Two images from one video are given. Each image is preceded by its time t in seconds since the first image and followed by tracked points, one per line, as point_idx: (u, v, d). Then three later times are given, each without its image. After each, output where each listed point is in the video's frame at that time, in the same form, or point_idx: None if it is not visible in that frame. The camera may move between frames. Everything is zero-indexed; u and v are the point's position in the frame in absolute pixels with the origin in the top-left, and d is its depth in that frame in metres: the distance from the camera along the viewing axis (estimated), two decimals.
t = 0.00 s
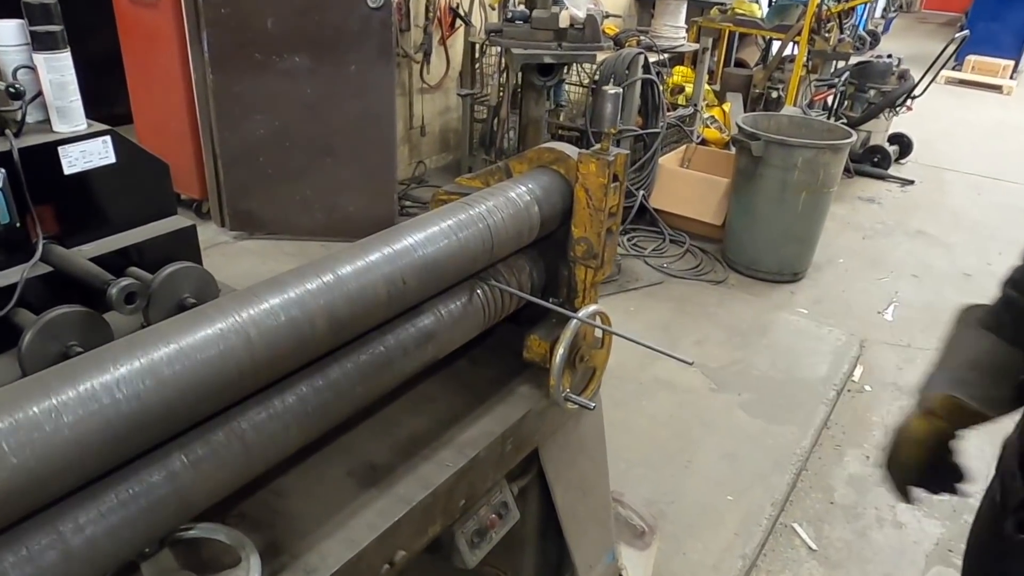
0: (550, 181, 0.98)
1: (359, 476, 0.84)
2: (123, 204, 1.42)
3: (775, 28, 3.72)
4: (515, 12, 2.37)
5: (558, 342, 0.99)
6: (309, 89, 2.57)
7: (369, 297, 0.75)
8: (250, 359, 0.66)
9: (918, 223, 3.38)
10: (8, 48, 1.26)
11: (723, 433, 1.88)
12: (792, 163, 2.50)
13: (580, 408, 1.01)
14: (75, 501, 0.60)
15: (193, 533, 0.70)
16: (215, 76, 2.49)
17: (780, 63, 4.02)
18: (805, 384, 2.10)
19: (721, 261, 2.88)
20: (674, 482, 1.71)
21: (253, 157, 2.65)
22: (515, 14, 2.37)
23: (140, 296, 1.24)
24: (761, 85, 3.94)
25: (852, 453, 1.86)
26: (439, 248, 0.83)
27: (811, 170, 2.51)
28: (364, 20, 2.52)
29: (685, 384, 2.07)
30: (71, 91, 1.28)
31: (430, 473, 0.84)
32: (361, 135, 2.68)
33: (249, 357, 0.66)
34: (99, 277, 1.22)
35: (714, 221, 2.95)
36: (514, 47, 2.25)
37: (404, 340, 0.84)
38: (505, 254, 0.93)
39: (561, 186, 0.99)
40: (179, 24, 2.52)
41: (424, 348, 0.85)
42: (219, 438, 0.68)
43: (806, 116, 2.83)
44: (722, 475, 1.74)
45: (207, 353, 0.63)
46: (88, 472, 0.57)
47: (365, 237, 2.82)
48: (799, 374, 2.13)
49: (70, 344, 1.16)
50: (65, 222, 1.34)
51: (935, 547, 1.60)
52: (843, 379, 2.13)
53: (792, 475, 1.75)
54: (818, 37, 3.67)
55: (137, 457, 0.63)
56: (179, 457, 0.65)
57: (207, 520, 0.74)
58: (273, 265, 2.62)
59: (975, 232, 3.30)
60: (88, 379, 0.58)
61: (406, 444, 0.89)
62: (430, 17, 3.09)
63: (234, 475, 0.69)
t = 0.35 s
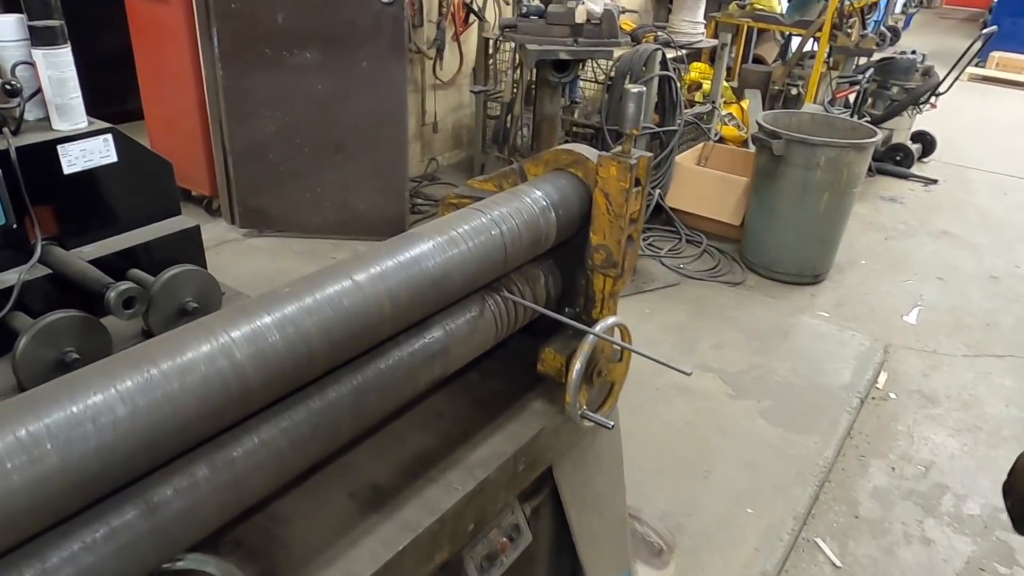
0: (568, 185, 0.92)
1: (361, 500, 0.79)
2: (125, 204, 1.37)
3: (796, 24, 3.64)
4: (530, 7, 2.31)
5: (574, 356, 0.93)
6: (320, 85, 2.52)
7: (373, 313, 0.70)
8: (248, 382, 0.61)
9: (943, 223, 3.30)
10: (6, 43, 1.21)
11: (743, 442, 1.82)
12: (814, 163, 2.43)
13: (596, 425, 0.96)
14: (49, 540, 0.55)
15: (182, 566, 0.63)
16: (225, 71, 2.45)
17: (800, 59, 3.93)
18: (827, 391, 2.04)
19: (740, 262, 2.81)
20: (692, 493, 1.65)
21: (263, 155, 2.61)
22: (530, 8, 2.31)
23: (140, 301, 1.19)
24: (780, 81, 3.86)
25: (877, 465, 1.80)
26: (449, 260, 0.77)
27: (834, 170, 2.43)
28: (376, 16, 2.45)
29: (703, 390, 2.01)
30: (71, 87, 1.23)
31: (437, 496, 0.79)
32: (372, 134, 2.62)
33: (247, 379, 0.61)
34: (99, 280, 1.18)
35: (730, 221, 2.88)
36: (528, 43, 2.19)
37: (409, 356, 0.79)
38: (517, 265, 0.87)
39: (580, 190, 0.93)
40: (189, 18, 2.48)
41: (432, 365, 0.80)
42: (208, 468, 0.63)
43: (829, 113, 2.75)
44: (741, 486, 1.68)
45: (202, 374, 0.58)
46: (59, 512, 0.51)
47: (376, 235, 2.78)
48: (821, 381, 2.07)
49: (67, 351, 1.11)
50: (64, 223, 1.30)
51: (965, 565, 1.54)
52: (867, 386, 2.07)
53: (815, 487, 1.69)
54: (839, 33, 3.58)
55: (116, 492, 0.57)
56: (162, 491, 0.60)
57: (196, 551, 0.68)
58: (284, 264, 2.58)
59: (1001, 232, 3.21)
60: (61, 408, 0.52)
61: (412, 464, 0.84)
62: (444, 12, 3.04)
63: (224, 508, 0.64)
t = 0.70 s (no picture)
0: (582, 191, 0.87)
1: (357, 529, 0.73)
2: (123, 203, 1.32)
3: (821, 17, 3.54)
4: None
5: (588, 373, 0.87)
6: (332, 79, 2.46)
7: (368, 336, 0.64)
8: (228, 415, 0.55)
9: (971, 224, 3.20)
10: None
11: (764, 453, 1.75)
12: (840, 161, 2.35)
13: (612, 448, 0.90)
14: None
15: None
16: (236, 64, 2.41)
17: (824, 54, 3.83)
18: (851, 400, 1.97)
19: (760, 262, 2.73)
20: (711, 507, 1.59)
21: (274, 149, 2.56)
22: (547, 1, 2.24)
23: (135, 307, 1.13)
24: (804, 75, 3.76)
25: (904, 478, 1.73)
26: (452, 276, 0.72)
27: (861, 170, 2.35)
28: (389, 7, 2.39)
29: (722, 397, 1.94)
30: (67, 81, 1.18)
31: (441, 527, 0.74)
32: (385, 129, 2.56)
33: (226, 412, 0.55)
34: (95, 284, 1.12)
35: (751, 220, 2.81)
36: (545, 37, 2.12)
37: (407, 380, 0.73)
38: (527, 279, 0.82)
39: (596, 197, 0.87)
40: (200, 10, 2.44)
41: (432, 387, 0.75)
42: (183, 507, 0.58)
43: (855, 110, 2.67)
44: (762, 500, 1.61)
45: (176, 407, 0.53)
46: (9, 566, 0.46)
47: (388, 232, 2.72)
48: (845, 390, 2.00)
49: (59, 357, 1.07)
50: (60, 222, 1.25)
51: None
52: (893, 395, 2.00)
53: (839, 501, 1.62)
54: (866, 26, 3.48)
55: (79, 536, 0.52)
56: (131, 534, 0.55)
57: None
58: (294, 261, 2.53)
59: None
60: (14, 449, 0.47)
61: (413, 490, 0.79)
62: (459, 4, 2.97)
63: (202, 551, 0.58)
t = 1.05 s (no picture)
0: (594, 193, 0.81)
1: (351, 555, 0.68)
2: (121, 197, 1.28)
3: (847, 7, 3.44)
4: None
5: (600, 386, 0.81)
6: (344, 69, 2.40)
7: (361, 349, 0.59)
8: (203, 440, 0.50)
9: (1001, 221, 3.10)
10: None
11: (786, 461, 1.69)
12: (867, 157, 2.27)
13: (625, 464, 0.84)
14: None
15: None
16: (246, 54, 2.36)
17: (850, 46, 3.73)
18: (877, 406, 1.90)
19: (782, 260, 2.66)
20: (730, 517, 1.53)
21: (286, 141, 2.52)
22: None
23: (129, 307, 1.08)
24: (828, 67, 3.66)
25: (932, 489, 1.66)
26: (453, 284, 0.66)
27: (889, 166, 2.26)
28: None
29: (742, 401, 1.88)
30: (60, 70, 1.13)
31: (440, 552, 0.68)
32: (398, 121, 2.50)
33: (201, 438, 0.50)
34: (88, 284, 1.08)
35: (773, 216, 2.73)
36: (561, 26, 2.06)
37: (402, 395, 0.68)
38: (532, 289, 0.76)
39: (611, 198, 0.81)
40: None
41: (429, 404, 0.70)
42: (155, 539, 0.52)
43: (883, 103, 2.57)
44: (783, 511, 1.55)
45: (144, 433, 0.47)
46: None
47: (400, 226, 2.67)
48: (870, 396, 1.92)
49: (49, 360, 1.02)
50: (55, 218, 1.21)
51: None
52: (920, 401, 1.92)
53: (864, 513, 1.56)
54: (895, 17, 3.38)
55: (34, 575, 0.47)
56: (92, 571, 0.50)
57: None
58: (305, 254, 2.49)
59: None
60: None
61: (413, 511, 0.73)
62: None
63: None
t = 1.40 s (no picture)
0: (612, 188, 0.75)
1: None
2: (120, 189, 1.23)
3: None
4: None
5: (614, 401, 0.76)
6: (357, 60, 2.35)
7: (343, 366, 0.56)
8: (168, 466, 0.48)
9: None
10: None
11: (808, 471, 1.63)
12: (894, 154, 2.19)
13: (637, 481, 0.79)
14: None
15: None
16: (258, 44, 2.32)
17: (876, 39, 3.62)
18: (902, 413, 1.83)
19: (804, 259, 2.58)
20: (749, 528, 1.47)
21: (297, 133, 2.47)
22: None
23: (124, 306, 1.01)
24: (853, 60, 3.52)
25: (961, 502, 1.60)
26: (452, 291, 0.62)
27: (918, 163, 2.18)
28: None
29: (761, 406, 1.82)
30: (57, 58, 1.08)
31: None
32: (411, 114, 2.44)
33: (165, 463, 0.47)
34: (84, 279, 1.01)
35: (794, 214, 2.66)
36: (579, 16, 1.99)
37: (397, 413, 0.65)
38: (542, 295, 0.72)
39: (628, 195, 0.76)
40: None
41: (425, 421, 0.66)
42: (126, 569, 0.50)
43: (911, 99, 2.49)
44: (804, 524, 1.49)
45: (102, 457, 0.45)
46: None
47: (413, 220, 2.62)
48: (895, 403, 1.86)
49: (40, 359, 0.97)
50: (51, 211, 1.16)
51: None
52: (948, 408, 1.86)
53: (889, 527, 1.50)
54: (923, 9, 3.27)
55: None
56: None
57: None
58: (317, 248, 2.45)
59: None
60: None
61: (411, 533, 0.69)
62: None
63: None
